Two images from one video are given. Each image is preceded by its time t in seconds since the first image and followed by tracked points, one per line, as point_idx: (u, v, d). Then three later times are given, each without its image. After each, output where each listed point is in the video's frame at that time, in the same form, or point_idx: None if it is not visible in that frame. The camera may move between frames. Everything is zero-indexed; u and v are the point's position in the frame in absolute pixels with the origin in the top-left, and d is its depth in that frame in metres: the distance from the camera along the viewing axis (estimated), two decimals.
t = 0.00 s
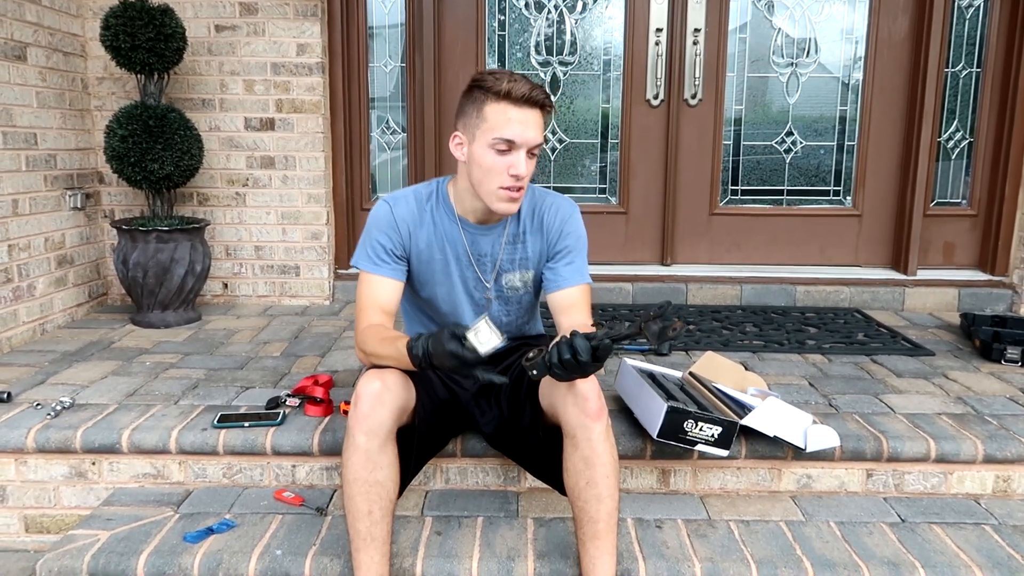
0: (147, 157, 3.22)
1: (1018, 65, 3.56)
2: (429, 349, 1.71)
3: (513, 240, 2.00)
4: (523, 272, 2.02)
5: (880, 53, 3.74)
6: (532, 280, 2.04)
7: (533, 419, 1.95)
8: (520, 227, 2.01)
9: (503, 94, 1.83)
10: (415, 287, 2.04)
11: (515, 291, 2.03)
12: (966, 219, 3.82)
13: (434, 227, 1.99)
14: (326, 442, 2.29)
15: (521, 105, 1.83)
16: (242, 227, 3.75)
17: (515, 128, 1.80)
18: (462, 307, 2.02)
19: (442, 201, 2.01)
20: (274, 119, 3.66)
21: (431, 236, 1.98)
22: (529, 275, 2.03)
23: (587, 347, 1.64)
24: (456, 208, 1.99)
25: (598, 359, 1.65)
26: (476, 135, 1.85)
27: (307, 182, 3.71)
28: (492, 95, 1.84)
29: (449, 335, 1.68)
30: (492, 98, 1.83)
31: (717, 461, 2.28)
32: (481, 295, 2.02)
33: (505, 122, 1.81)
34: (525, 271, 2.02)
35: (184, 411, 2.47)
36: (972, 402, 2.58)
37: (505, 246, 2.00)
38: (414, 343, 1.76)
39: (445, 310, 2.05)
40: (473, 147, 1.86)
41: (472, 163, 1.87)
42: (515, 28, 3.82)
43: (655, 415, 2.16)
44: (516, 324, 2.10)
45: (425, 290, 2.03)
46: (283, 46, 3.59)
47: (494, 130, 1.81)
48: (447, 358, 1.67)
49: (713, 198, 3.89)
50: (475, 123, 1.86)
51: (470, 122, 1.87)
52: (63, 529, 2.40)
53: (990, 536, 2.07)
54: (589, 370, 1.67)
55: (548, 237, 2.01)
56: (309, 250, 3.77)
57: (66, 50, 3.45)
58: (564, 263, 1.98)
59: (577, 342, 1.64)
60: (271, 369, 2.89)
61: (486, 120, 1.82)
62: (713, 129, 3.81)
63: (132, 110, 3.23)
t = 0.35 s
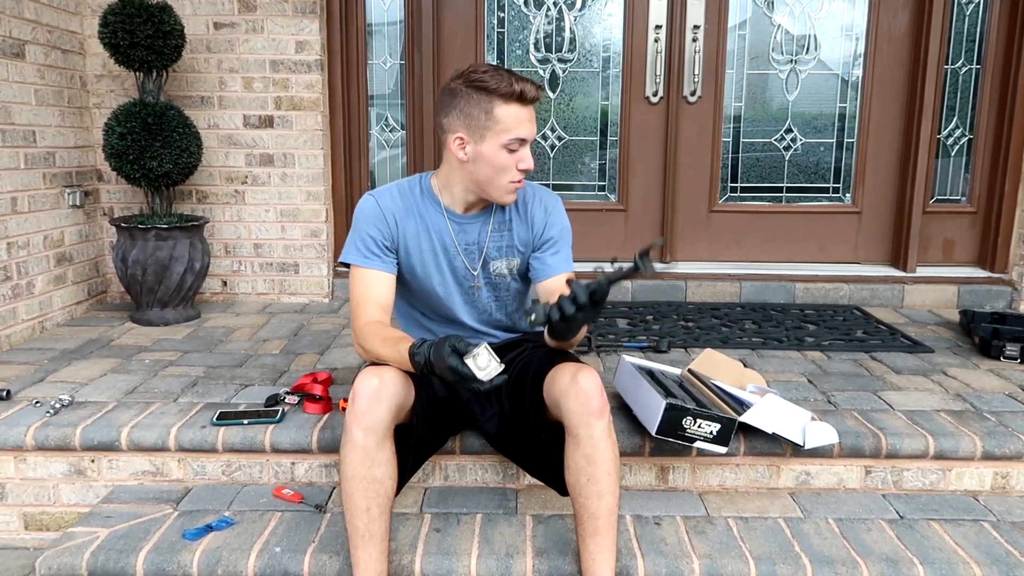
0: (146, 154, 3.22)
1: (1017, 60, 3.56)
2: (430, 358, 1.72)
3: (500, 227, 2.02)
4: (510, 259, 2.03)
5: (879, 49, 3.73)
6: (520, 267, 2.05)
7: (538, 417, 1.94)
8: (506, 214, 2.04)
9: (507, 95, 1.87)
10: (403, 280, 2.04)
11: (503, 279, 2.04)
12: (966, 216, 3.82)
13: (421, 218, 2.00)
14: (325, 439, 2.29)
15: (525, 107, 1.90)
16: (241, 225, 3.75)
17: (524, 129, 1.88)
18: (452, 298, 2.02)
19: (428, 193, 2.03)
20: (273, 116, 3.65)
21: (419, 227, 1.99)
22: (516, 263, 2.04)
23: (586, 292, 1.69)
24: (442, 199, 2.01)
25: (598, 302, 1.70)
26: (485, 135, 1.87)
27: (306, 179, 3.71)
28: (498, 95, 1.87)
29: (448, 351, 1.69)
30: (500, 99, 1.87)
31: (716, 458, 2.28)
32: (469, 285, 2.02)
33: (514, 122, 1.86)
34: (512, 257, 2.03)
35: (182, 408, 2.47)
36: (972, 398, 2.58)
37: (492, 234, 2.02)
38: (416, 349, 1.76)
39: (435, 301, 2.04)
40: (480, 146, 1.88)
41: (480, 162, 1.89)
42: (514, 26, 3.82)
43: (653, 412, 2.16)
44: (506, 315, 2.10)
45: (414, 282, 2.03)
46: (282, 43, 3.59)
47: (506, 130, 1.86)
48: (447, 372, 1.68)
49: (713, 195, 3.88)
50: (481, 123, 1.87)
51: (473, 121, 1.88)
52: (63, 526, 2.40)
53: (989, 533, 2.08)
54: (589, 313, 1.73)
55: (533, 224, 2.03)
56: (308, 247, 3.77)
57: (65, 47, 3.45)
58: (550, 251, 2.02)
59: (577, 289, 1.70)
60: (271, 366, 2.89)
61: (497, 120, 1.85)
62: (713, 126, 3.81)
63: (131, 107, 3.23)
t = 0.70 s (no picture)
0: (145, 153, 3.22)
1: (1017, 58, 3.55)
2: (425, 343, 1.72)
3: (496, 220, 2.08)
4: (509, 248, 2.09)
5: (879, 48, 3.73)
6: (518, 257, 2.11)
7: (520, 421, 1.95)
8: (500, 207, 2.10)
9: (495, 94, 1.87)
10: (401, 281, 2.03)
11: (506, 268, 2.09)
12: (965, 214, 3.82)
13: (417, 217, 2.01)
14: (324, 437, 2.29)
15: (514, 105, 1.90)
16: (241, 223, 3.75)
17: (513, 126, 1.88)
18: (457, 293, 2.04)
19: (418, 193, 2.03)
20: (273, 115, 3.65)
21: (416, 226, 2.00)
22: (515, 251, 2.11)
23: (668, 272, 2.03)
24: (434, 197, 2.02)
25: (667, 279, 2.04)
26: (476, 136, 1.87)
27: (306, 178, 3.71)
28: (486, 95, 1.87)
29: (443, 327, 1.70)
30: (488, 99, 1.87)
31: (715, 457, 2.28)
32: (472, 279, 2.05)
33: (503, 120, 1.87)
34: (512, 247, 2.09)
35: (182, 406, 2.47)
36: (971, 397, 2.58)
37: (489, 225, 2.06)
38: (409, 336, 1.75)
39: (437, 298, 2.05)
40: (472, 147, 1.88)
41: (472, 162, 1.89)
42: (514, 24, 3.82)
43: (653, 410, 2.17)
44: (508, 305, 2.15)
45: (414, 281, 2.03)
46: (282, 42, 3.59)
47: (496, 130, 1.86)
48: (444, 351, 1.69)
49: (713, 194, 3.88)
50: (472, 124, 1.87)
51: (462, 122, 1.88)
52: (63, 524, 2.40)
53: (988, 531, 2.08)
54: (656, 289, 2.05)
55: (527, 210, 2.13)
56: (308, 246, 3.77)
57: (65, 46, 3.45)
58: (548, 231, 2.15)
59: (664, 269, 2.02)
60: (270, 365, 2.89)
61: (487, 120, 1.86)
62: (713, 125, 3.81)
63: (131, 106, 3.23)
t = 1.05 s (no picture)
0: (144, 151, 3.21)
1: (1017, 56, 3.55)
2: (420, 337, 1.72)
3: (504, 209, 2.12)
4: (516, 236, 2.14)
5: (878, 47, 3.73)
6: (523, 244, 2.17)
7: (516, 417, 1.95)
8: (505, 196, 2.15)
9: (526, 100, 1.89)
10: (415, 274, 2.03)
11: (514, 256, 2.14)
12: (964, 213, 3.82)
13: (430, 209, 2.01)
14: (323, 435, 2.29)
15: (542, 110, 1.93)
16: (240, 221, 3.75)
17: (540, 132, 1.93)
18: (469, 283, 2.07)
19: (425, 188, 2.04)
20: (272, 113, 3.65)
21: (428, 218, 2.00)
22: (521, 240, 2.16)
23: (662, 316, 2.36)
24: (441, 190, 2.04)
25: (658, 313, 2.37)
26: (503, 138, 1.90)
27: (305, 176, 3.70)
28: (520, 101, 1.88)
29: (437, 322, 1.70)
30: (520, 105, 1.88)
31: (714, 454, 2.28)
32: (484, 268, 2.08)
33: (533, 128, 1.91)
34: (518, 235, 2.15)
35: (181, 404, 2.47)
36: (970, 395, 2.58)
37: (497, 215, 2.10)
38: (404, 333, 1.76)
39: (452, 289, 2.06)
40: (498, 147, 1.91)
41: (496, 162, 1.93)
42: (514, 23, 3.81)
43: (652, 407, 2.17)
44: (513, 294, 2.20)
45: (429, 273, 2.03)
46: (281, 40, 3.58)
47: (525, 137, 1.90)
48: (439, 345, 1.68)
49: (712, 192, 3.88)
50: (501, 126, 1.88)
51: (493, 124, 1.89)
52: (62, 522, 2.40)
53: (987, 528, 2.08)
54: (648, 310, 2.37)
55: (527, 202, 2.20)
56: (307, 244, 3.77)
57: (63, 43, 3.45)
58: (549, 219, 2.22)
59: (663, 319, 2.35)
60: (269, 363, 2.89)
61: (518, 123, 1.88)
62: (712, 124, 3.81)
63: (130, 104, 3.23)
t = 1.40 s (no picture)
0: (145, 149, 3.21)
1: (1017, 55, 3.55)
2: (423, 338, 1.73)
3: (509, 207, 2.12)
4: (520, 236, 2.14)
5: (878, 45, 3.73)
6: (527, 244, 2.17)
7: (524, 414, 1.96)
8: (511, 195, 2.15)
9: (518, 83, 1.92)
10: (419, 270, 2.03)
11: (517, 255, 2.15)
12: (964, 211, 3.82)
13: (436, 205, 2.02)
14: (324, 433, 2.30)
15: (537, 97, 1.95)
16: (240, 219, 3.75)
17: (533, 115, 1.92)
18: (472, 281, 2.08)
19: (431, 184, 2.04)
20: (272, 111, 3.65)
21: (434, 215, 2.01)
22: (525, 239, 2.16)
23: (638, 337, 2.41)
24: (447, 187, 2.04)
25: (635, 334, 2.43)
26: (497, 122, 1.90)
27: (305, 174, 3.71)
28: (511, 84, 1.91)
29: (441, 325, 1.70)
30: (513, 88, 1.91)
31: (714, 453, 2.29)
32: (487, 267, 2.08)
33: (526, 110, 1.91)
34: (523, 234, 2.15)
35: (182, 402, 2.48)
36: (969, 393, 2.58)
37: (502, 214, 2.10)
38: (408, 331, 1.76)
39: (456, 286, 2.07)
40: (493, 133, 1.91)
41: (492, 148, 1.92)
42: (514, 21, 3.81)
43: (652, 406, 2.17)
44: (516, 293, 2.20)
45: (433, 269, 2.03)
46: (281, 38, 3.58)
47: (516, 117, 1.90)
48: (443, 347, 1.69)
49: (712, 190, 3.88)
50: (495, 110, 1.90)
51: (485, 107, 1.91)
52: (63, 519, 2.41)
53: (986, 527, 2.08)
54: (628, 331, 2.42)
55: (532, 201, 2.20)
56: (307, 242, 3.77)
57: (64, 41, 3.45)
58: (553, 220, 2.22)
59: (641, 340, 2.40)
60: (270, 360, 2.89)
61: (511, 106, 1.89)
62: (712, 122, 3.81)
63: (130, 102, 3.23)
